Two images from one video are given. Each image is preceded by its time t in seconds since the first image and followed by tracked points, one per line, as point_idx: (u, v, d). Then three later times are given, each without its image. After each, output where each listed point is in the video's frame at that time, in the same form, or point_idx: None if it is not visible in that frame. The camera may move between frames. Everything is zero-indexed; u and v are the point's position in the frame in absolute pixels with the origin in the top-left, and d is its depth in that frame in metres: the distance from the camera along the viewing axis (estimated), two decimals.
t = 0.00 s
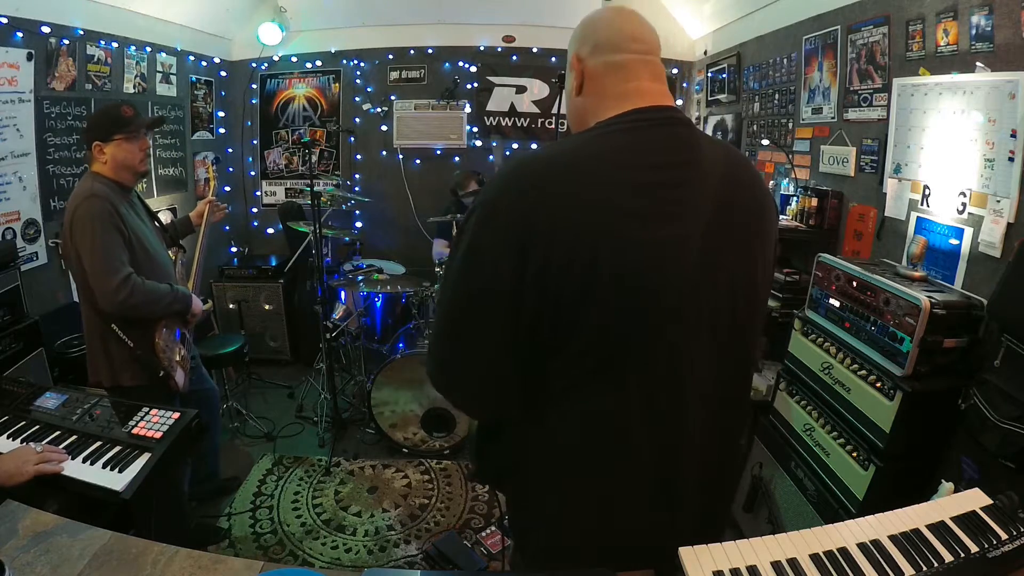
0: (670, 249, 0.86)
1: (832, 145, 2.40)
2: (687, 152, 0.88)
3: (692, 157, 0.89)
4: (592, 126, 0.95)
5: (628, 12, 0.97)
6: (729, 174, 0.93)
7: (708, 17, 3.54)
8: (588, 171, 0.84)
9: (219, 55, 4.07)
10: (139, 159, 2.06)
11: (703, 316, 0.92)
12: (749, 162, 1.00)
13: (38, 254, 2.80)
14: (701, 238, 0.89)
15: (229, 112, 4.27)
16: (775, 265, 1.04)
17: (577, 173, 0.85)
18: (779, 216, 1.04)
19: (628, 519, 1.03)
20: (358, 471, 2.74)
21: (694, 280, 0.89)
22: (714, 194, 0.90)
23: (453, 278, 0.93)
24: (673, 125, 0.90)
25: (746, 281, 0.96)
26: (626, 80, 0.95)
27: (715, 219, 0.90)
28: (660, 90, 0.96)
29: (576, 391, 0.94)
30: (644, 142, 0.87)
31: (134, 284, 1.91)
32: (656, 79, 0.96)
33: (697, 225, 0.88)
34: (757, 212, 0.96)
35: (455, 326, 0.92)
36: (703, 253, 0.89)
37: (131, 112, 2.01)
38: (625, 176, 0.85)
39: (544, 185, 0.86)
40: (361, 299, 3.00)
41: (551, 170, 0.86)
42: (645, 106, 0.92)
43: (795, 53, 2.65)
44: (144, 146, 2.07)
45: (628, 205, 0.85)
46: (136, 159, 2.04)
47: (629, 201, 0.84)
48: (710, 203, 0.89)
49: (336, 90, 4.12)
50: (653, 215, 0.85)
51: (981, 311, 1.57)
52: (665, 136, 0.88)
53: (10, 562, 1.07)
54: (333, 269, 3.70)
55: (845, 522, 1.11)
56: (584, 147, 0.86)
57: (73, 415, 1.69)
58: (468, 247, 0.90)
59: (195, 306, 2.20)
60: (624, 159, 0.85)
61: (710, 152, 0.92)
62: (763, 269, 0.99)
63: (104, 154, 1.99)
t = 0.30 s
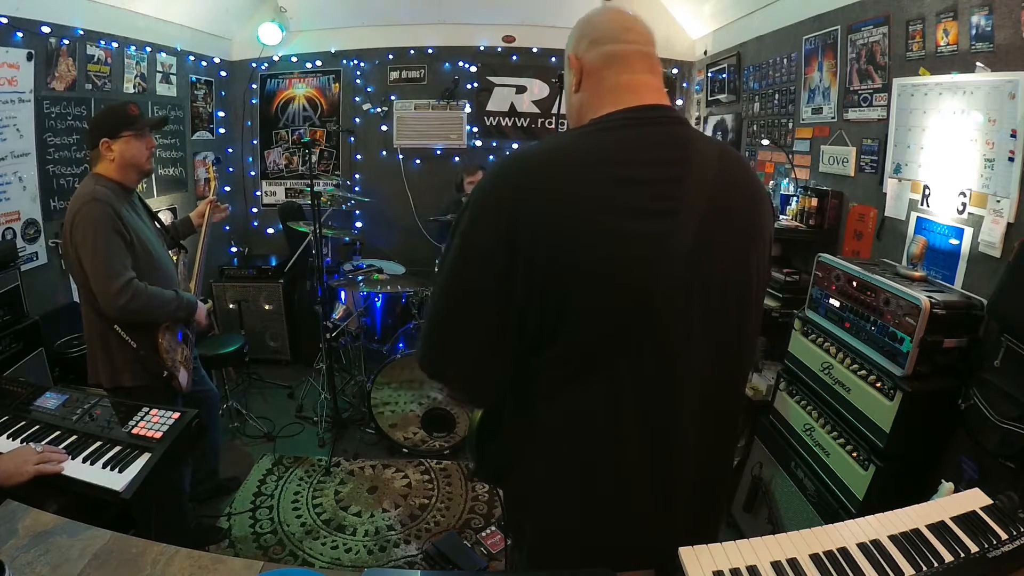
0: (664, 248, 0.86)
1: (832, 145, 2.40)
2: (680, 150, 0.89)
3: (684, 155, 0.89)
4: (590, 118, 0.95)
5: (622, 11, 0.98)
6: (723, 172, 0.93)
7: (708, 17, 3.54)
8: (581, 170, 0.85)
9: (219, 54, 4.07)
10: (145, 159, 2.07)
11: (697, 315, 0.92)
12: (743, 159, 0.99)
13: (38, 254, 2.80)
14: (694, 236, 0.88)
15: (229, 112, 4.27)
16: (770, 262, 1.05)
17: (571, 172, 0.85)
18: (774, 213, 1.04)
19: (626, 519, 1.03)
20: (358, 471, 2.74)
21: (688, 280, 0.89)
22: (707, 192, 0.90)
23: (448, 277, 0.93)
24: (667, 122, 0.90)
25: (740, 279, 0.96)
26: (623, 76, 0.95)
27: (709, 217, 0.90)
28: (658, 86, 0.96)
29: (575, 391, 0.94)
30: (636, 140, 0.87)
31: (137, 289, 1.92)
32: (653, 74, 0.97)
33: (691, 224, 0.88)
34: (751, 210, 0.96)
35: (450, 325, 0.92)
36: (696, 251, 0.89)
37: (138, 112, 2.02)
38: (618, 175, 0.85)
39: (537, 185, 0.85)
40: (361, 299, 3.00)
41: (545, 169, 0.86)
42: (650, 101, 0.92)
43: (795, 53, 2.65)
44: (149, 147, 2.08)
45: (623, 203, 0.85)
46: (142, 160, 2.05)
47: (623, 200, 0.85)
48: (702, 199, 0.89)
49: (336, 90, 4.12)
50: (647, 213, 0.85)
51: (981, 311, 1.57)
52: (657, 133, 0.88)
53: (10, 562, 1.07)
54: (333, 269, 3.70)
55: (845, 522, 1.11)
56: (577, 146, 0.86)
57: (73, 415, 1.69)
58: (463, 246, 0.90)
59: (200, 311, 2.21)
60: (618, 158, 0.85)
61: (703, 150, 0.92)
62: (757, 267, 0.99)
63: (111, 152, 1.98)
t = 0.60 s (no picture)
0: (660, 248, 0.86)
1: (832, 145, 2.40)
2: (677, 148, 0.88)
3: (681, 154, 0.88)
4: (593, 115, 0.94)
5: (635, 2, 0.95)
6: (721, 170, 0.93)
7: (708, 17, 3.54)
8: (579, 169, 0.85)
9: (219, 54, 4.07)
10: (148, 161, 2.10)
11: (694, 315, 0.92)
12: (741, 157, 0.99)
13: (38, 254, 2.80)
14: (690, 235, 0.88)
15: (229, 112, 4.27)
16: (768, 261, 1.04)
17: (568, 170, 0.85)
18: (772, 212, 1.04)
19: (625, 518, 1.03)
20: (358, 471, 2.74)
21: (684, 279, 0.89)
22: (705, 191, 0.90)
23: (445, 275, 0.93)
24: (665, 122, 0.90)
25: (738, 278, 0.96)
26: (629, 73, 0.94)
27: (706, 217, 0.90)
28: (663, 85, 0.95)
29: (573, 391, 0.94)
30: (634, 138, 0.86)
31: (136, 290, 1.91)
32: (660, 73, 0.96)
33: (689, 224, 0.88)
34: (750, 208, 0.96)
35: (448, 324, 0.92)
36: (693, 250, 0.89)
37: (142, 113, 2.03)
38: (615, 173, 0.85)
39: (535, 183, 0.85)
40: (361, 299, 3.00)
41: (543, 167, 0.86)
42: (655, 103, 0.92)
43: (795, 53, 2.65)
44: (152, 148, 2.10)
45: (620, 202, 0.85)
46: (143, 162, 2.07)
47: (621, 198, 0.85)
48: (699, 198, 0.89)
49: (336, 90, 4.12)
50: (644, 212, 0.85)
51: (981, 311, 1.56)
52: (655, 132, 0.88)
53: (10, 562, 1.07)
54: (333, 269, 3.70)
55: (845, 522, 1.11)
56: (574, 144, 0.86)
57: (73, 415, 1.69)
58: (460, 245, 0.91)
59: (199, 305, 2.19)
60: (616, 156, 0.85)
61: (701, 148, 0.91)
62: (755, 266, 0.98)
63: (131, 150, 2.01)
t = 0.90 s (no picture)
0: (668, 253, 0.86)
1: (832, 145, 2.40)
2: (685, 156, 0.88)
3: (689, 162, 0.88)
4: (589, 136, 0.93)
5: (637, 14, 0.93)
6: (728, 177, 0.93)
7: (708, 17, 3.54)
8: (586, 175, 0.84)
9: (219, 55, 4.07)
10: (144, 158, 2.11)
11: (699, 318, 0.92)
12: (747, 165, 0.99)
13: (38, 254, 2.80)
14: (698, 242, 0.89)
15: (229, 112, 4.27)
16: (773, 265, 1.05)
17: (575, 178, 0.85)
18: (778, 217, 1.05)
19: (625, 516, 1.04)
20: (358, 471, 2.74)
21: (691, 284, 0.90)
22: (713, 198, 0.90)
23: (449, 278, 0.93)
24: (673, 134, 0.89)
25: (744, 283, 0.96)
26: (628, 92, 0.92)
27: (714, 224, 0.90)
28: (666, 105, 0.93)
29: (573, 392, 0.95)
30: (641, 147, 0.86)
31: (134, 287, 1.91)
32: (661, 91, 0.93)
33: (694, 231, 0.88)
34: (754, 213, 0.96)
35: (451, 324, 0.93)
36: (700, 257, 0.89)
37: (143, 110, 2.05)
38: (624, 181, 0.84)
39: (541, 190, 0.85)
40: (361, 299, 3.00)
41: (548, 173, 0.85)
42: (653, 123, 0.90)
43: (795, 53, 2.65)
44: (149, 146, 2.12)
45: (628, 209, 0.84)
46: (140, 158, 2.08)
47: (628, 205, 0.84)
48: (707, 205, 0.89)
49: (336, 90, 4.11)
50: (652, 220, 0.85)
51: (980, 311, 1.56)
52: (663, 140, 0.88)
53: (10, 562, 1.07)
54: (333, 269, 3.71)
55: (845, 522, 1.11)
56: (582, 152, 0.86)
57: (73, 415, 1.69)
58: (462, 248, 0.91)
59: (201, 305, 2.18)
60: (622, 165, 0.85)
61: (708, 155, 0.92)
62: (761, 270, 0.99)
63: (123, 145, 2.01)
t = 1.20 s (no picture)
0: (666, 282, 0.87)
1: (832, 145, 2.40)
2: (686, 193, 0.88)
3: (690, 198, 0.88)
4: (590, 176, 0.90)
5: (639, 51, 0.90)
6: (728, 214, 0.93)
7: (708, 17, 3.54)
8: (586, 207, 0.85)
9: (219, 55, 4.07)
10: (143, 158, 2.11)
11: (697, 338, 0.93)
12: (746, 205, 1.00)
13: (38, 254, 2.80)
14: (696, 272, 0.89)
15: (229, 112, 4.27)
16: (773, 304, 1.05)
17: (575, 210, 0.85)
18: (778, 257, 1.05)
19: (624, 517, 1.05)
20: (358, 471, 2.74)
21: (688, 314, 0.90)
22: (712, 233, 0.90)
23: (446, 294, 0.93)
24: (671, 176, 0.89)
25: (744, 314, 0.96)
26: (623, 132, 0.89)
27: (713, 253, 0.90)
28: (661, 147, 0.90)
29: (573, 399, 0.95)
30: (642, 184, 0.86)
31: (132, 287, 1.91)
32: (657, 132, 0.90)
33: (692, 255, 0.88)
34: (750, 236, 0.96)
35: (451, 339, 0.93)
36: (698, 288, 0.90)
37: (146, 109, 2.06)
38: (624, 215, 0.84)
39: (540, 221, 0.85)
40: (361, 299, 3.00)
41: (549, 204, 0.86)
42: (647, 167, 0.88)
43: (795, 53, 2.65)
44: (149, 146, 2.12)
45: (627, 237, 0.84)
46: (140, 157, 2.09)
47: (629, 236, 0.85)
48: (708, 238, 0.89)
49: (336, 90, 4.11)
50: (650, 246, 0.85)
51: (981, 311, 1.56)
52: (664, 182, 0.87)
53: (9, 562, 1.07)
54: (333, 270, 3.70)
55: (844, 522, 1.11)
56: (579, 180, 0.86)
57: (73, 415, 1.69)
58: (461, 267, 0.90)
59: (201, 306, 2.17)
60: (621, 198, 0.85)
61: (707, 193, 0.92)
62: (760, 306, 0.99)
63: (122, 144, 2.01)
